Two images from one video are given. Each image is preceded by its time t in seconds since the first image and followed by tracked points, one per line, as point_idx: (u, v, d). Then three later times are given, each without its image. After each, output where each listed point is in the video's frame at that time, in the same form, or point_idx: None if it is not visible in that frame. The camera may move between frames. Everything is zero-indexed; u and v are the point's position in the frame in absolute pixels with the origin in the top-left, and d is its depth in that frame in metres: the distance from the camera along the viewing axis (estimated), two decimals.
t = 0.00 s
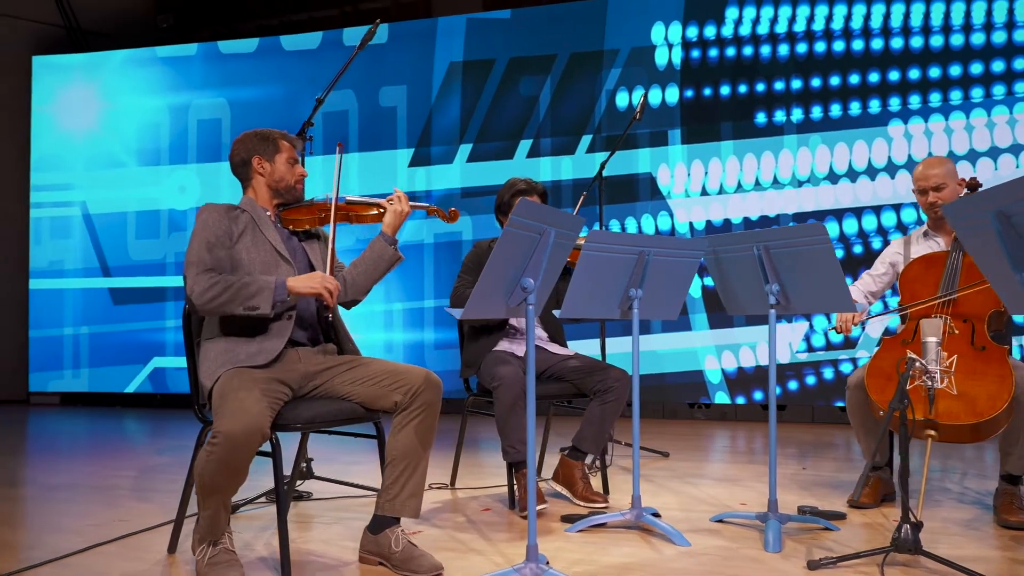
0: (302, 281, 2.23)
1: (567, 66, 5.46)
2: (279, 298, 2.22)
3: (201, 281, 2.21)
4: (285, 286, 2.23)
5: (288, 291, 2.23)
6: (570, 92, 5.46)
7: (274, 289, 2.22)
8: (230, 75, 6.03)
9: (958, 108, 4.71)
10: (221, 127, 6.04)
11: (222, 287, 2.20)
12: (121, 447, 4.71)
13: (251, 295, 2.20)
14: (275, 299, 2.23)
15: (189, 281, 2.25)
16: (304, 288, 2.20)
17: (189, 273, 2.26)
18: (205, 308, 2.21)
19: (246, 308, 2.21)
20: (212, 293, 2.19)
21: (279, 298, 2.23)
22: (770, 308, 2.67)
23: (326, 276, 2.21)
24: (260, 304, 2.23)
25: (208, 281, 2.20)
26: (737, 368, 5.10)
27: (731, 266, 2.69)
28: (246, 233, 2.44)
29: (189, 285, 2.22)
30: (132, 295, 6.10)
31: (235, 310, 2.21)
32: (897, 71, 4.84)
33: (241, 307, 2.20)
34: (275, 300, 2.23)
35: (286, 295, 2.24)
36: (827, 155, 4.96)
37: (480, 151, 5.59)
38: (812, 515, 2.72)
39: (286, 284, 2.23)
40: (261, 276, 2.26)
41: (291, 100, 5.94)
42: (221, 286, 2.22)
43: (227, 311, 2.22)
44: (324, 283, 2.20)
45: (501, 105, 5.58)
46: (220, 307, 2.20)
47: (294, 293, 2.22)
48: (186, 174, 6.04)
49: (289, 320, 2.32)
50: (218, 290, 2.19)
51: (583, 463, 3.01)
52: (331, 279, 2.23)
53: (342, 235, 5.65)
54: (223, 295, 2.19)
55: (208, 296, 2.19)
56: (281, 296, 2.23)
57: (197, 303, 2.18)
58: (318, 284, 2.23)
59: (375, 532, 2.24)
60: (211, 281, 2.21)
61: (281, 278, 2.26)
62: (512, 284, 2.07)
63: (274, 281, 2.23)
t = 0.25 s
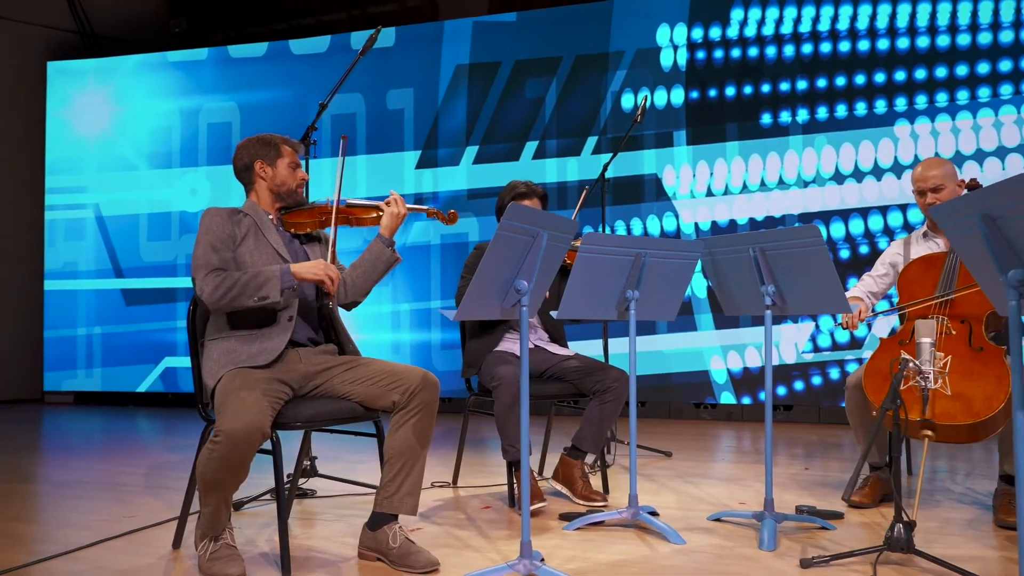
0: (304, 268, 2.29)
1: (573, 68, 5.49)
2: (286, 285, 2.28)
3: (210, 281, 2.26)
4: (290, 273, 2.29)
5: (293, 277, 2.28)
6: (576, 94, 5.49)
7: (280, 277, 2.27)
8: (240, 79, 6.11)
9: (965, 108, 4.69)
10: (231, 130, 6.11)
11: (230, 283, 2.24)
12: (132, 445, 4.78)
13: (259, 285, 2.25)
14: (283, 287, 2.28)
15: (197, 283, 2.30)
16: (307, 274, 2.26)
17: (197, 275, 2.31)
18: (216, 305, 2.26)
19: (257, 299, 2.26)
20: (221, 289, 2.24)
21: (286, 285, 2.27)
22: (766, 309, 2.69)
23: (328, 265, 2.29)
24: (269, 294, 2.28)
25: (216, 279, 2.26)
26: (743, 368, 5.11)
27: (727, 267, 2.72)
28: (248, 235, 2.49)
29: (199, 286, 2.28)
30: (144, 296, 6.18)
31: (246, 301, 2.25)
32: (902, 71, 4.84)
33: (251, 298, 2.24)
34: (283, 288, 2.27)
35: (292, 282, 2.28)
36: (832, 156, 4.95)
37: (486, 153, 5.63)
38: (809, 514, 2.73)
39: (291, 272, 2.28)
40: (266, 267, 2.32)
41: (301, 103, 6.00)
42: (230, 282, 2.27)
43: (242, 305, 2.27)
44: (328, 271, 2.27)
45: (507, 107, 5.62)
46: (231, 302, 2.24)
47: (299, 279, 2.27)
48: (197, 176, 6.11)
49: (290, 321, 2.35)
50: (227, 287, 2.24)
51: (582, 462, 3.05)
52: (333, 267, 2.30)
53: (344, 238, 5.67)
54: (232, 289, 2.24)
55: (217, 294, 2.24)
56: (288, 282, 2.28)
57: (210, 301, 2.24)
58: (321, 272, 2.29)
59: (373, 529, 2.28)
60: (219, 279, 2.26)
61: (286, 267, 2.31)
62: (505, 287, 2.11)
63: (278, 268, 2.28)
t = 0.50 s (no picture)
0: (305, 258, 2.36)
1: (575, 70, 5.53)
2: (288, 276, 2.34)
3: (215, 277, 2.31)
4: (291, 264, 2.35)
5: (294, 268, 2.35)
6: (578, 95, 5.52)
7: (282, 268, 2.33)
8: (245, 81, 6.17)
9: (964, 109, 4.70)
10: (237, 131, 6.18)
11: (235, 278, 2.29)
12: (138, 444, 4.85)
13: (263, 277, 2.30)
14: (286, 278, 2.33)
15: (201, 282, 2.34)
16: (308, 264, 2.33)
17: (201, 274, 2.35)
18: (222, 301, 2.31)
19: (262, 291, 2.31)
20: (226, 284, 2.29)
21: (289, 276, 2.33)
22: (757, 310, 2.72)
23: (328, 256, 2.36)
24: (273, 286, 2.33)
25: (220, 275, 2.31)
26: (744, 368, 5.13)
27: (720, 268, 2.75)
28: (248, 237, 2.53)
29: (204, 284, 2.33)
30: (151, 296, 6.24)
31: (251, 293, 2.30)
32: (902, 72, 4.85)
33: (256, 291, 2.29)
34: (286, 279, 2.33)
35: (295, 273, 2.34)
36: (832, 156, 4.97)
37: (489, 154, 5.67)
38: (802, 513, 2.75)
39: (293, 263, 2.34)
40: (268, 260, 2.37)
41: (305, 105, 6.05)
42: (234, 278, 2.32)
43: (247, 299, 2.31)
44: (327, 261, 2.33)
45: (510, 108, 5.66)
46: (236, 297, 2.29)
47: (300, 269, 2.34)
48: (203, 178, 6.17)
49: (287, 322, 2.39)
50: (232, 282, 2.29)
51: (579, 461, 3.09)
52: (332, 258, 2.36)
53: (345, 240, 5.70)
54: (236, 283, 2.29)
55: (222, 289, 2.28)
56: (290, 273, 2.34)
57: (216, 297, 2.28)
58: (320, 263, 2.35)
59: (368, 525, 2.32)
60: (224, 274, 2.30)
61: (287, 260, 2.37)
62: (496, 287, 2.15)
63: (279, 260, 2.34)
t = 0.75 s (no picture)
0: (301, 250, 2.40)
1: (572, 72, 5.57)
2: (285, 269, 2.39)
3: (214, 276, 2.35)
4: (287, 257, 2.39)
5: (291, 261, 2.39)
6: (575, 96, 5.56)
7: (279, 262, 2.38)
8: (245, 82, 6.22)
9: (957, 110, 4.73)
10: (237, 132, 6.23)
11: (233, 276, 2.34)
12: (138, 443, 4.90)
13: (261, 273, 2.35)
14: (283, 271, 2.38)
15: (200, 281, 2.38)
16: (303, 257, 2.36)
17: (199, 273, 2.39)
18: (222, 298, 2.35)
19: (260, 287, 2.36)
20: (225, 282, 2.33)
21: (286, 269, 2.38)
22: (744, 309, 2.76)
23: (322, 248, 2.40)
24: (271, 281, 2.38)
25: (219, 273, 2.35)
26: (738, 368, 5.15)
27: (708, 268, 2.78)
28: (242, 237, 2.56)
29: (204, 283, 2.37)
30: (152, 296, 6.30)
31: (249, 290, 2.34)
32: (896, 74, 4.88)
33: (255, 287, 2.34)
34: (284, 272, 2.38)
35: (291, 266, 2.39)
36: (826, 158, 5.00)
37: (487, 155, 5.72)
38: (788, 510, 2.79)
39: (289, 257, 2.39)
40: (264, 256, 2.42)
41: (305, 106, 6.10)
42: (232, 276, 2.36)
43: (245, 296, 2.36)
44: (321, 254, 2.37)
45: (508, 109, 5.70)
46: (236, 293, 2.34)
47: (296, 262, 2.38)
48: (204, 179, 6.22)
49: (281, 321, 2.43)
50: (231, 279, 2.33)
51: (570, 460, 3.13)
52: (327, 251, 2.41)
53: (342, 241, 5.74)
54: (235, 280, 2.33)
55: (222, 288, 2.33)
56: (287, 266, 2.39)
57: (219, 296, 2.34)
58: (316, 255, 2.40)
59: (359, 521, 2.37)
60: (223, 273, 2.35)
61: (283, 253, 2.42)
62: (483, 287, 2.19)
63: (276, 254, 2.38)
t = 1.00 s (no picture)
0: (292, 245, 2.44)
1: (566, 72, 5.59)
2: (277, 264, 2.42)
3: (207, 273, 2.37)
4: (278, 252, 2.43)
5: (282, 256, 2.43)
6: (569, 97, 5.58)
7: (271, 257, 2.41)
8: (240, 82, 6.25)
9: (948, 112, 4.76)
10: (232, 132, 6.26)
11: (225, 272, 2.36)
12: (133, 442, 4.93)
13: (252, 269, 2.37)
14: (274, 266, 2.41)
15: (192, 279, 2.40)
16: (295, 251, 2.40)
17: (190, 272, 2.41)
18: (216, 295, 2.38)
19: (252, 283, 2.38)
20: (219, 279, 2.36)
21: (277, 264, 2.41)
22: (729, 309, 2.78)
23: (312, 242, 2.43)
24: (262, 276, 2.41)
25: (211, 270, 2.37)
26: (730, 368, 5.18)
27: (693, 268, 2.80)
28: (231, 235, 2.57)
29: (196, 282, 2.39)
30: (147, 296, 6.33)
31: (242, 286, 2.37)
32: (887, 75, 4.91)
33: (248, 282, 2.37)
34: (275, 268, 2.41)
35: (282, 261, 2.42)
36: (818, 159, 5.03)
37: (481, 155, 5.74)
38: (773, 507, 2.82)
39: (280, 252, 2.42)
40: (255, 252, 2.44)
41: (301, 106, 6.12)
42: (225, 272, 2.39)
43: (237, 291, 2.39)
44: (312, 249, 2.41)
45: (502, 109, 5.72)
46: (229, 289, 2.37)
47: (288, 257, 2.42)
48: (199, 179, 6.25)
49: (268, 320, 2.45)
50: (224, 276, 2.36)
51: (558, 458, 3.15)
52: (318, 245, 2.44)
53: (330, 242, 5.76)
54: (229, 276, 2.36)
55: (215, 284, 2.36)
56: (278, 261, 2.42)
57: (212, 292, 2.36)
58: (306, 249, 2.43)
59: (346, 518, 2.39)
60: (215, 270, 2.37)
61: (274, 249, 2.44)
62: (468, 287, 2.21)
63: (266, 249, 2.41)
